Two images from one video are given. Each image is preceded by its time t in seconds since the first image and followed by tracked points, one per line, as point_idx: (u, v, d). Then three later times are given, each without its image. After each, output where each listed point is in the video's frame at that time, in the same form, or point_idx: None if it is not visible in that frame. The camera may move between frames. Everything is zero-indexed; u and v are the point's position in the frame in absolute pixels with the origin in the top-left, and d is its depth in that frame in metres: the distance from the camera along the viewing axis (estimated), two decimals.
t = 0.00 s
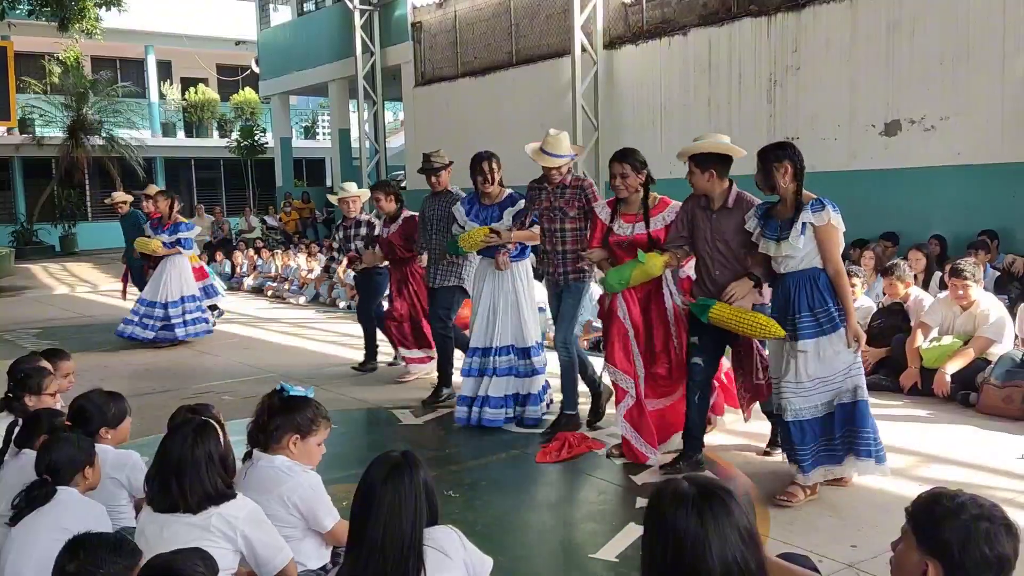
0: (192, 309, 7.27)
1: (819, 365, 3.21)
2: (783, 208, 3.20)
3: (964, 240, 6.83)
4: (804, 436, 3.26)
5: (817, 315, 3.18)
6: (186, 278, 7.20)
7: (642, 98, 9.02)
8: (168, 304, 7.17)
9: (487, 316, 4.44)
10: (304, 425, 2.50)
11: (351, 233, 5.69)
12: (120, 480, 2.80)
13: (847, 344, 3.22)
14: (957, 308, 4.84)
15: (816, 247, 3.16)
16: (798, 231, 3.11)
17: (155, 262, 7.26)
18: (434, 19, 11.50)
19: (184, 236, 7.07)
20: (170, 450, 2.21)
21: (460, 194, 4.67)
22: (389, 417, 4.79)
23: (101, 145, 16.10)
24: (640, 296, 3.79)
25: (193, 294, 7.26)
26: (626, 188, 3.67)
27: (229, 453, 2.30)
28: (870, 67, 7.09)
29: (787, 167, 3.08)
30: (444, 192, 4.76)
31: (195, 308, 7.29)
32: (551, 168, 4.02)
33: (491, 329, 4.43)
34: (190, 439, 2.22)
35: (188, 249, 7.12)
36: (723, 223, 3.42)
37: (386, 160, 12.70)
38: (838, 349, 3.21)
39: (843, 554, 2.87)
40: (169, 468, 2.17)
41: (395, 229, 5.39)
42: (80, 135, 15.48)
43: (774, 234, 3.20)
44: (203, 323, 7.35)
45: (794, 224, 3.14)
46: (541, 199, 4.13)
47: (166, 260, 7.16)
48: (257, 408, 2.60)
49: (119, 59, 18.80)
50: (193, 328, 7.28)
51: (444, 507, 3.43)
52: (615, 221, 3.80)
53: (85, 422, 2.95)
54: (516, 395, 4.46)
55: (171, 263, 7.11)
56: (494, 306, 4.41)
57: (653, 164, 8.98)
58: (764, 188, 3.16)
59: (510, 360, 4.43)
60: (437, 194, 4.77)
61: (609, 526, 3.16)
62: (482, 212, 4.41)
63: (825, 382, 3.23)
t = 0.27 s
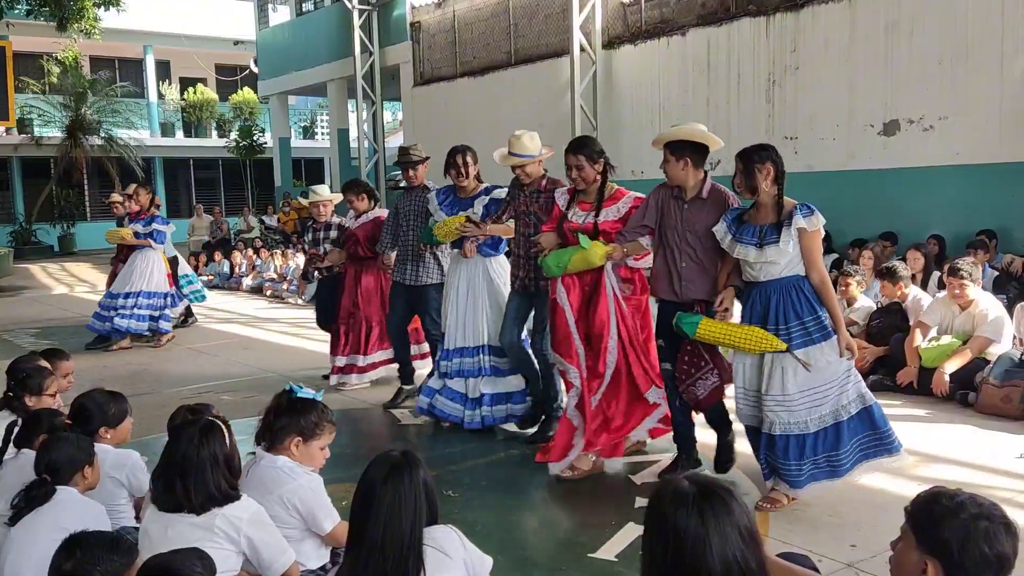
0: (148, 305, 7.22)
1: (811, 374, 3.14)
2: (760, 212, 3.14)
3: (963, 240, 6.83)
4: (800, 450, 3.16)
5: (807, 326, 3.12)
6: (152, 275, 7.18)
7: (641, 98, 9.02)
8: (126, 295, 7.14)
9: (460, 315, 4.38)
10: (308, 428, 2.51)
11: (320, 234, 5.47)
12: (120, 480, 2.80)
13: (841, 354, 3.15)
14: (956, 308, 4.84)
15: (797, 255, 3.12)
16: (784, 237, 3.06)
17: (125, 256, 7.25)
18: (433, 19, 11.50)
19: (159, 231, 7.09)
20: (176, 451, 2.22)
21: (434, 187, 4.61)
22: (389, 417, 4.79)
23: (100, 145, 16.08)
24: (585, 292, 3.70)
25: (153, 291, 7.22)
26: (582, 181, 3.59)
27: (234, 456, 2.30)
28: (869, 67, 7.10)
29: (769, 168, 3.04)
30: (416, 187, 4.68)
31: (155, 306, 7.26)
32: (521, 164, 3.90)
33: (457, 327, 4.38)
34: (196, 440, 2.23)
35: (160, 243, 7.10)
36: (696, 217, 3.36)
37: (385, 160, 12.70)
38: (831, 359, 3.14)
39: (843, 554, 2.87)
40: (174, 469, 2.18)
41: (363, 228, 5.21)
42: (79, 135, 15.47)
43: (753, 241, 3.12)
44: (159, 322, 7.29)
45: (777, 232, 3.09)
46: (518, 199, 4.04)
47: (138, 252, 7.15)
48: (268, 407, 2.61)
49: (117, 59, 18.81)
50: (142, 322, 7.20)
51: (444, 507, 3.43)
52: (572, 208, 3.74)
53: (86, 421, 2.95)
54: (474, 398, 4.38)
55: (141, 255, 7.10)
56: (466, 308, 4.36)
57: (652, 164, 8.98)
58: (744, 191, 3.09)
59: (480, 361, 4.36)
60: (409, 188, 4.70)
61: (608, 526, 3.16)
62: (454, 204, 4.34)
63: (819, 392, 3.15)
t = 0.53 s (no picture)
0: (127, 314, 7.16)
1: (778, 371, 2.99)
2: (735, 204, 3.02)
3: (960, 240, 6.84)
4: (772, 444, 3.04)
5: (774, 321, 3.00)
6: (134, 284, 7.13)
7: (639, 98, 9.02)
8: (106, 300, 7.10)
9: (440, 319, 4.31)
10: (313, 430, 2.51)
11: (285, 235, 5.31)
12: (117, 480, 2.79)
13: (807, 350, 3.01)
14: (954, 307, 4.85)
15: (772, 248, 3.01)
16: (760, 227, 2.95)
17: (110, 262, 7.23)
18: (430, 19, 11.50)
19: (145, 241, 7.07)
20: (174, 451, 2.22)
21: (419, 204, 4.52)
22: (387, 417, 4.79)
23: (97, 146, 16.06)
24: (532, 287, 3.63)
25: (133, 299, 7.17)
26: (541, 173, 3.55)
27: (233, 456, 2.30)
28: (867, 68, 7.10)
29: (745, 158, 2.93)
30: (400, 203, 4.59)
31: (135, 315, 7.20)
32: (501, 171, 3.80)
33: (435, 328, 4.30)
34: (194, 439, 2.23)
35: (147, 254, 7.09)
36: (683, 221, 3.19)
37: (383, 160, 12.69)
38: (797, 356, 3.00)
39: (840, 554, 2.87)
40: (172, 468, 2.18)
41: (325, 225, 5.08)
42: (76, 135, 15.44)
43: (726, 232, 2.99)
44: (138, 331, 7.24)
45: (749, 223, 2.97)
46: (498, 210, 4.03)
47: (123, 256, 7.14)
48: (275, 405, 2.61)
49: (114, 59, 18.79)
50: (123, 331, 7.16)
51: (441, 507, 3.43)
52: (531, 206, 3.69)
53: (84, 421, 2.95)
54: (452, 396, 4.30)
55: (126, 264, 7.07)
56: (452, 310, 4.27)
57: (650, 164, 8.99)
58: (719, 181, 2.98)
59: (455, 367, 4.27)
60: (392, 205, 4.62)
61: (607, 527, 3.16)
62: (445, 203, 4.25)
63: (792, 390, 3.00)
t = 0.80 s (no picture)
0: (143, 309, 7.19)
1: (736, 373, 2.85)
2: (719, 201, 2.89)
3: (956, 241, 6.86)
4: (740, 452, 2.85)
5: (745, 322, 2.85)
6: (151, 280, 7.13)
7: (636, 98, 9.02)
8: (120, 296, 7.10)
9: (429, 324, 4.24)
10: (313, 430, 2.51)
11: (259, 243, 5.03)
12: (113, 481, 2.78)
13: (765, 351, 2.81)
14: (949, 308, 4.86)
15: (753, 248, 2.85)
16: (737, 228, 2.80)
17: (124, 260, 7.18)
18: (427, 20, 11.49)
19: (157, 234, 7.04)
20: (168, 452, 2.21)
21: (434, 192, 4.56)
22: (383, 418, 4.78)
23: (94, 146, 16.02)
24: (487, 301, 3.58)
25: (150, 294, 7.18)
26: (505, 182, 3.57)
27: (229, 456, 2.30)
28: (863, 69, 7.11)
29: (728, 156, 2.77)
30: (415, 190, 4.62)
31: (149, 309, 7.22)
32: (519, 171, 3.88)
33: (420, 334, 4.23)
34: (190, 439, 2.23)
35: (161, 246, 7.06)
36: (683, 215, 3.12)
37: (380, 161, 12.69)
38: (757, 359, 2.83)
39: (837, 554, 2.87)
40: (167, 467, 2.18)
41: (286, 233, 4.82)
42: (72, 136, 15.40)
43: (708, 229, 2.86)
44: (150, 324, 7.28)
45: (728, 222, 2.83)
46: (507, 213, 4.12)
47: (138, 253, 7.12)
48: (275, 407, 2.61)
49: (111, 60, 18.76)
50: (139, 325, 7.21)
51: (438, 508, 3.43)
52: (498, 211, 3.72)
53: (79, 421, 2.94)
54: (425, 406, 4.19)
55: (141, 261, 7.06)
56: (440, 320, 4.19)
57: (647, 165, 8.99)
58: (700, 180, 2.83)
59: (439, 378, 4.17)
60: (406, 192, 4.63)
61: (604, 527, 3.16)
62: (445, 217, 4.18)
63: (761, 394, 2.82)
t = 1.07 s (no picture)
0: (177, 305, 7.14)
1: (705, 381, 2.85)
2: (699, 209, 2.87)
3: (952, 241, 6.87)
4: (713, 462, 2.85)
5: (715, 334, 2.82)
6: (182, 277, 7.09)
7: (633, 99, 9.02)
8: (154, 297, 7.04)
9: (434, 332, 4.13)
10: (313, 432, 2.50)
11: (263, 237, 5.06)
12: (109, 481, 2.78)
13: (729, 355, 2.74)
14: (945, 308, 4.87)
15: (728, 257, 2.80)
16: (709, 237, 2.78)
17: (147, 259, 7.10)
18: (424, 20, 11.50)
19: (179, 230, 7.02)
20: (162, 453, 2.21)
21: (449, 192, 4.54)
22: (380, 418, 4.77)
23: (90, 146, 15.99)
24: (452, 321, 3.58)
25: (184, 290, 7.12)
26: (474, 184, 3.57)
27: (223, 457, 2.29)
28: (859, 70, 7.13)
29: (706, 161, 2.77)
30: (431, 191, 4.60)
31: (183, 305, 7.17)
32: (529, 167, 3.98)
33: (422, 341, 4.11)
34: (185, 440, 2.23)
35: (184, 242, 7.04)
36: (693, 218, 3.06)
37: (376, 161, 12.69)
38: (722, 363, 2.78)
39: (833, 554, 2.87)
40: (162, 467, 2.18)
41: (252, 227, 4.83)
42: (68, 136, 15.36)
43: (686, 237, 2.87)
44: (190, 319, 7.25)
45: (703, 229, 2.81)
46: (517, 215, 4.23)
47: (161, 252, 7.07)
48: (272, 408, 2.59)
49: (107, 60, 18.74)
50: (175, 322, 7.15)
51: (434, 508, 3.42)
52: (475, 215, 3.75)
53: (75, 422, 2.94)
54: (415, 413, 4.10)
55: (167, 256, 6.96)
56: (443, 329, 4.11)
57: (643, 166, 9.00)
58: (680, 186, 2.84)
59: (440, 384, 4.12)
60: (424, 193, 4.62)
61: (600, 528, 3.16)
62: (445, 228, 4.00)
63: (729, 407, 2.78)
